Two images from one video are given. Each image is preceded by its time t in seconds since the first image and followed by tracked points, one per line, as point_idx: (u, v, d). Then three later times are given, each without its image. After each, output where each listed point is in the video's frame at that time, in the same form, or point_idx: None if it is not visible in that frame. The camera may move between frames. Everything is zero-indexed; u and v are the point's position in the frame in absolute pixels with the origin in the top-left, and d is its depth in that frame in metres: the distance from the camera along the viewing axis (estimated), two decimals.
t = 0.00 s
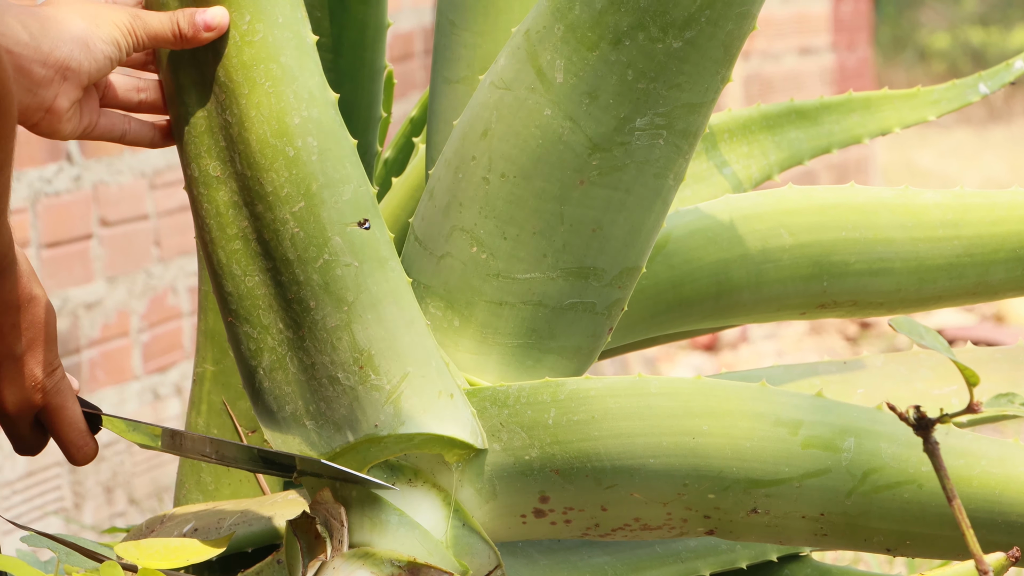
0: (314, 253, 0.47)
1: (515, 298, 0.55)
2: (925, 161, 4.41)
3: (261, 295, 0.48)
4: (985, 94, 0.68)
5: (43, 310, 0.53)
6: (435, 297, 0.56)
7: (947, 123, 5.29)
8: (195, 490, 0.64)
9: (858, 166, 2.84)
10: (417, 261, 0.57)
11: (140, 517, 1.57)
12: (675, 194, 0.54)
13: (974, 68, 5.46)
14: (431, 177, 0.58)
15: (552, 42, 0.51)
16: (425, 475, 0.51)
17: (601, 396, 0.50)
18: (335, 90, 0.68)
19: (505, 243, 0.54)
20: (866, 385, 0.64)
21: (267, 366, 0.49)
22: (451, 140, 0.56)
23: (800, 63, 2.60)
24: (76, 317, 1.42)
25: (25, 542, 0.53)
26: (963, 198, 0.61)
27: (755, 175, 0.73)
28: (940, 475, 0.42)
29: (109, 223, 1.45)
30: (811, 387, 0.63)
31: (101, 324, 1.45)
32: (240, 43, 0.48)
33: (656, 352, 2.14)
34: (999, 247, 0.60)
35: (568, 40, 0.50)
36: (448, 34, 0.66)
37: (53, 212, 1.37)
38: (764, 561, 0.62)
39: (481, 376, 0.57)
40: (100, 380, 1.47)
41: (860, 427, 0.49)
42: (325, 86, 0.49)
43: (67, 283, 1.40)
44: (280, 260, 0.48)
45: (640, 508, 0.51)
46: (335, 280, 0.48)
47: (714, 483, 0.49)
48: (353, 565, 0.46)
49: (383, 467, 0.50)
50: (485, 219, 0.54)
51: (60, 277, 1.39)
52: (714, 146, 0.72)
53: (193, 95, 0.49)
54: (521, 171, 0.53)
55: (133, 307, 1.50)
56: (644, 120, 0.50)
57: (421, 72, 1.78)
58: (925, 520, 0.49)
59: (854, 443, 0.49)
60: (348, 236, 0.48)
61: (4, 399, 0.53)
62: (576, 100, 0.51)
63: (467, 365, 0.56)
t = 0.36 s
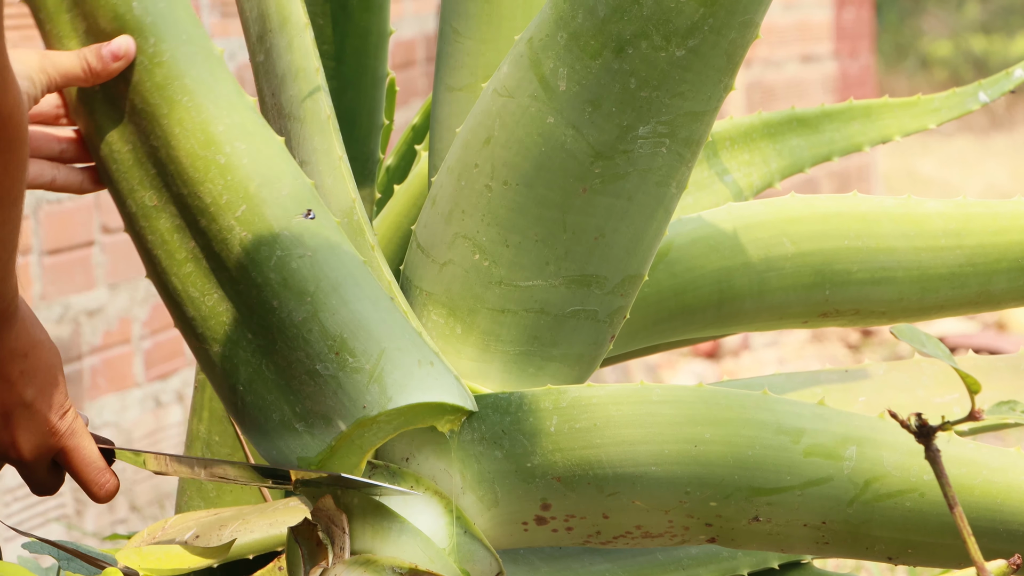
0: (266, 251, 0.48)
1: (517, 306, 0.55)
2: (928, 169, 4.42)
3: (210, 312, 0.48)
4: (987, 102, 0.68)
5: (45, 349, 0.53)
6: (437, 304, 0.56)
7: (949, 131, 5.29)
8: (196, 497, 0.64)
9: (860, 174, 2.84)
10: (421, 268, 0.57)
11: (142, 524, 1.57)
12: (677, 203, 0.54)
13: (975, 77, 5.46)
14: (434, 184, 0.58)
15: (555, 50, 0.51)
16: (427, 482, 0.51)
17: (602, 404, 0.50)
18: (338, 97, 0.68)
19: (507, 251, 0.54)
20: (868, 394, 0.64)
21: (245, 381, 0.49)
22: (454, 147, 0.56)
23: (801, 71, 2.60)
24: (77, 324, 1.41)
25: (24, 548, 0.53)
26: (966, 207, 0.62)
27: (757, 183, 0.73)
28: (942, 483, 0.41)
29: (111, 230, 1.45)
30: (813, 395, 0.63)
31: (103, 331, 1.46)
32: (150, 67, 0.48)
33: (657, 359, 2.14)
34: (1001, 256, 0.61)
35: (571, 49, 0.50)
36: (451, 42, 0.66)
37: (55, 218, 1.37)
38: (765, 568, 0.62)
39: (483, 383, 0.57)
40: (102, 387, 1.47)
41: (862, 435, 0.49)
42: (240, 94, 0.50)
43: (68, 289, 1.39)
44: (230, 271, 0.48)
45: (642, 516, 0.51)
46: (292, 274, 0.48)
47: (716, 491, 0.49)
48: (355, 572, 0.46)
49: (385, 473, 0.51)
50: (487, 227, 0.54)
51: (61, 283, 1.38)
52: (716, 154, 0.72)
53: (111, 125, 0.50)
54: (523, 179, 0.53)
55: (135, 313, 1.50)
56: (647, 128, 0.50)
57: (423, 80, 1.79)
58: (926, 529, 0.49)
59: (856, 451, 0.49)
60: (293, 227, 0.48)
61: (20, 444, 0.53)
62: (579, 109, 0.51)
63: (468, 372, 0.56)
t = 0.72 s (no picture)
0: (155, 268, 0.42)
1: (520, 309, 0.55)
2: (930, 172, 4.41)
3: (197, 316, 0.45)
4: (990, 104, 0.68)
5: (28, 329, 0.50)
6: (440, 307, 0.57)
7: (951, 134, 5.29)
8: (199, 500, 0.65)
9: (862, 177, 2.84)
10: (422, 271, 0.57)
11: (144, 528, 1.57)
12: (680, 205, 0.54)
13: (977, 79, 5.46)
14: (436, 187, 0.58)
15: (557, 53, 0.51)
16: (429, 485, 0.51)
17: (605, 406, 0.50)
18: (340, 101, 0.68)
19: (509, 253, 0.54)
20: (871, 396, 0.64)
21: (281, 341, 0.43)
22: (456, 150, 0.56)
23: (803, 74, 2.60)
24: (80, 327, 1.42)
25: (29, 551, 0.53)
26: (968, 209, 0.62)
27: (759, 186, 0.73)
28: (945, 485, 0.42)
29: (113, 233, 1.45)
30: (816, 397, 0.63)
31: (105, 335, 1.46)
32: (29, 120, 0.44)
33: (659, 362, 2.14)
34: (1004, 258, 0.60)
35: (572, 51, 0.50)
36: (452, 44, 0.66)
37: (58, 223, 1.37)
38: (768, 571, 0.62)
39: (486, 388, 0.57)
40: (104, 391, 1.47)
41: (864, 437, 0.49)
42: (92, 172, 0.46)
43: (70, 293, 1.40)
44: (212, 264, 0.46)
45: (645, 518, 0.51)
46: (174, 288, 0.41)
47: (718, 493, 0.49)
48: None
49: (387, 477, 0.51)
50: (489, 229, 0.54)
51: (63, 287, 1.39)
52: (718, 156, 0.72)
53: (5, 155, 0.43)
54: (525, 182, 0.53)
55: (137, 317, 1.51)
56: (649, 131, 0.50)
57: (425, 83, 1.79)
58: (929, 531, 0.49)
59: (859, 453, 0.49)
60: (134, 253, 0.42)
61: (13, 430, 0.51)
62: (580, 111, 0.51)
63: (473, 375, 0.57)
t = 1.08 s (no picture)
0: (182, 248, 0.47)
1: (521, 309, 0.55)
2: (930, 173, 4.41)
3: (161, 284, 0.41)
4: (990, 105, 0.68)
5: None
6: (440, 308, 0.57)
7: (951, 135, 5.29)
8: (200, 501, 0.65)
9: (862, 179, 2.84)
10: (423, 271, 0.57)
11: (144, 529, 1.57)
12: (681, 206, 0.54)
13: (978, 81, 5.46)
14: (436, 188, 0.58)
15: (557, 54, 0.51)
16: (431, 486, 0.51)
17: (606, 407, 0.50)
18: (340, 102, 0.68)
19: (510, 254, 0.54)
20: (872, 396, 0.64)
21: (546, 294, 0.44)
22: (457, 151, 0.56)
23: (803, 75, 2.60)
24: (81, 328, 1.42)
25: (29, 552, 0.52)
26: (969, 209, 0.62)
27: (760, 186, 0.73)
28: (946, 485, 0.42)
29: (113, 234, 1.45)
30: (817, 399, 0.63)
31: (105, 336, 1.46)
32: None
33: (659, 364, 2.14)
34: (1004, 259, 0.61)
35: (573, 51, 0.50)
36: (453, 45, 0.66)
37: (58, 223, 1.37)
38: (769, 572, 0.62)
39: (486, 387, 0.57)
40: (104, 393, 1.47)
41: (865, 438, 0.49)
42: None
43: (71, 294, 1.40)
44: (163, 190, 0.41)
45: (646, 519, 0.51)
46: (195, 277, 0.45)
47: (719, 494, 0.49)
48: None
49: (388, 478, 0.51)
50: (490, 230, 0.54)
51: (64, 288, 1.39)
52: (719, 157, 0.72)
53: None
54: (526, 182, 0.53)
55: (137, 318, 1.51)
56: (649, 132, 0.50)
57: (426, 85, 1.79)
58: (930, 532, 0.49)
59: (859, 454, 0.49)
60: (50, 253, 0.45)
61: None
62: (581, 112, 0.51)
63: (473, 376, 0.57)
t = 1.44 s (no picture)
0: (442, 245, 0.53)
1: (521, 311, 0.55)
2: (931, 175, 4.41)
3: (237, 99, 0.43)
4: (992, 108, 0.68)
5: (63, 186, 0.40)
6: (441, 309, 0.57)
7: (952, 137, 5.29)
8: (201, 502, 0.65)
9: (863, 181, 2.84)
10: (424, 273, 0.57)
11: (145, 530, 1.57)
12: (682, 208, 0.54)
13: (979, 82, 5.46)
14: (437, 189, 0.58)
15: (558, 55, 0.51)
16: (431, 487, 0.51)
17: (607, 409, 0.50)
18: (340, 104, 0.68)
19: (511, 256, 0.54)
20: (873, 398, 0.64)
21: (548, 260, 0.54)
22: (458, 152, 0.56)
23: (804, 77, 2.60)
24: (81, 330, 1.42)
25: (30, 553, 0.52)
26: (970, 212, 0.61)
27: (761, 188, 0.73)
28: (947, 488, 0.42)
29: (114, 236, 1.46)
30: (817, 401, 0.63)
31: (106, 337, 1.46)
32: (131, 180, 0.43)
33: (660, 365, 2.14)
34: (1005, 261, 0.61)
35: (574, 53, 0.50)
36: (454, 47, 0.66)
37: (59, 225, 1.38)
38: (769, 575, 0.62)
39: (487, 390, 0.57)
40: (105, 394, 1.47)
41: (866, 440, 0.49)
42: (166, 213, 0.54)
43: (72, 296, 1.40)
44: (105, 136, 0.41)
45: (646, 521, 0.51)
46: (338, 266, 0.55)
47: (720, 496, 0.49)
48: None
49: (388, 480, 0.51)
50: (491, 232, 0.54)
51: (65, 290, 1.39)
52: (720, 159, 0.72)
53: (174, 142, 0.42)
54: (527, 184, 0.53)
55: (138, 319, 1.51)
56: (650, 134, 0.51)
57: (427, 85, 1.79)
58: (930, 534, 0.49)
59: (860, 457, 0.49)
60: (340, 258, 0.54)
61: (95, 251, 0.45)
62: (582, 114, 0.51)
63: (472, 377, 0.57)
